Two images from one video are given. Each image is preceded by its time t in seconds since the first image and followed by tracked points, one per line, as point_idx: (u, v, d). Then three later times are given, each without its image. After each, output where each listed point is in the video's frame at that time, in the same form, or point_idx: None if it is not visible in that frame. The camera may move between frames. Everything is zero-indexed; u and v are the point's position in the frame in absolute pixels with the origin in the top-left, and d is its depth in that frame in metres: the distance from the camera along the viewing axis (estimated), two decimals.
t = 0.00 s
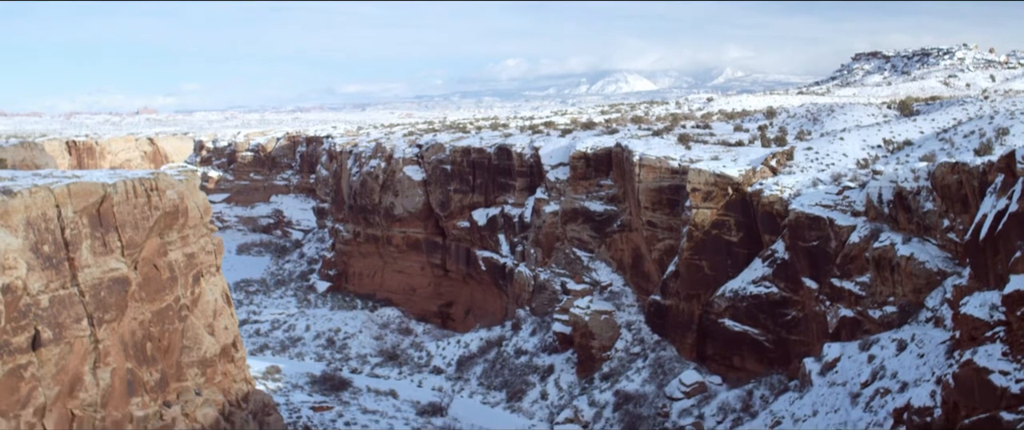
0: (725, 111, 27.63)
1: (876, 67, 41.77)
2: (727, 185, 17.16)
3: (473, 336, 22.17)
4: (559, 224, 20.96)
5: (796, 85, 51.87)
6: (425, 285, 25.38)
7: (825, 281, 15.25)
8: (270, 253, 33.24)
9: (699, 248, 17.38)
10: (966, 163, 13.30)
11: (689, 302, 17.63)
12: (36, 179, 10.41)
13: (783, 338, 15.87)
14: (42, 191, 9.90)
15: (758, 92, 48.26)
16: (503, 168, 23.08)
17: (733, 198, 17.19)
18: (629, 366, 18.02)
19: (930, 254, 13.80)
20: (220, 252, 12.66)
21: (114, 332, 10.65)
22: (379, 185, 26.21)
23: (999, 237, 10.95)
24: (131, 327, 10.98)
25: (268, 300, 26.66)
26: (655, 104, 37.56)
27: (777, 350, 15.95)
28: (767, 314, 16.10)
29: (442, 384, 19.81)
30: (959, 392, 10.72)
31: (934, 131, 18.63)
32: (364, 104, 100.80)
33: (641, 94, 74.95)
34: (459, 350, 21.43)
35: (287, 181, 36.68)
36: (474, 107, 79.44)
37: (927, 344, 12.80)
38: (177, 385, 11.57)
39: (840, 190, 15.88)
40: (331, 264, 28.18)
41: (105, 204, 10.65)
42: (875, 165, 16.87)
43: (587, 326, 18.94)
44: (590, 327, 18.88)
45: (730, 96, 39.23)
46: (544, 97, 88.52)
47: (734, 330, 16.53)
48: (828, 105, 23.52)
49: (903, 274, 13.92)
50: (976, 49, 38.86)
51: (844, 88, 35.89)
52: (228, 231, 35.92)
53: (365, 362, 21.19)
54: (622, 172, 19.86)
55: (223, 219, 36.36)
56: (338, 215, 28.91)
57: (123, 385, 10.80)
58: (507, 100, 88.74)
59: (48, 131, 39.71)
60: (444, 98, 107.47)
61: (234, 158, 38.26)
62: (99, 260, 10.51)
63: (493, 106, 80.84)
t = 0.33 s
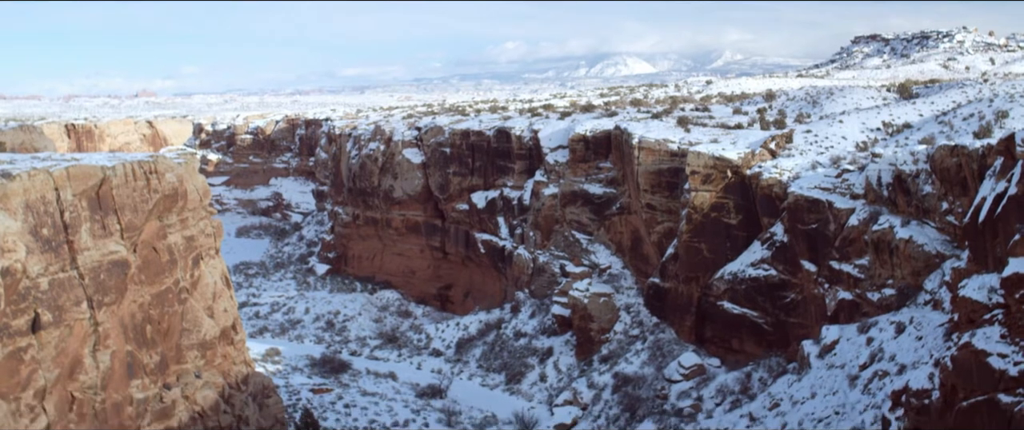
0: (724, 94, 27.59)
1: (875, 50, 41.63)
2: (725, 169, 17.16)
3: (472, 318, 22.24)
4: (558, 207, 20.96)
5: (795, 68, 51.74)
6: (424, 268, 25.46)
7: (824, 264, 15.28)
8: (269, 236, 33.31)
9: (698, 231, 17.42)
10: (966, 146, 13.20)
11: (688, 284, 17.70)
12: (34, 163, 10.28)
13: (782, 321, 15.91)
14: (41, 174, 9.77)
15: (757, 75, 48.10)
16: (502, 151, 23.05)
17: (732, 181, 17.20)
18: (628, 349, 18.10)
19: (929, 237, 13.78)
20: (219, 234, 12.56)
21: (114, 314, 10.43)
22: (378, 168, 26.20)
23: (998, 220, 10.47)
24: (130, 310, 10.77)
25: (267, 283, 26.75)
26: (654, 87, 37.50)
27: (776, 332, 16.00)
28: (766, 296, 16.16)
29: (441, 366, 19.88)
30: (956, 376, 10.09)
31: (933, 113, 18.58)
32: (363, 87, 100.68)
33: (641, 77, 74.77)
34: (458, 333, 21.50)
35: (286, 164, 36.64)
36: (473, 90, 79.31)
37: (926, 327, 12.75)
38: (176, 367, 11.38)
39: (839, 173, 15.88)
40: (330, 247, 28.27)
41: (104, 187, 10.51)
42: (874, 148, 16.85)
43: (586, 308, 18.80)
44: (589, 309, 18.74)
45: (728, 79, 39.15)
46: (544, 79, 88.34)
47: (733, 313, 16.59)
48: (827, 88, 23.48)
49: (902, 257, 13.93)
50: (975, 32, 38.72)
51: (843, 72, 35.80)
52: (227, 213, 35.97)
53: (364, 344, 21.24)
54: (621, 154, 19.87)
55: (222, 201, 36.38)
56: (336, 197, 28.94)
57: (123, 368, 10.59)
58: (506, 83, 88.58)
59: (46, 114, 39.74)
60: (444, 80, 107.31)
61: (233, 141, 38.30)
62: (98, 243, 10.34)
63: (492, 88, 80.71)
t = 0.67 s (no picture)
0: (722, 77, 27.52)
1: (874, 33, 41.44)
2: (724, 151, 17.13)
3: (470, 300, 22.30)
4: (557, 189, 20.95)
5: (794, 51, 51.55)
6: (423, 250, 25.51)
7: (822, 246, 15.30)
8: (268, 219, 33.35)
9: (696, 214, 17.44)
10: (964, 128, 12.96)
11: (686, 266, 17.74)
12: (32, 145, 10.06)
13: (780, 303, 15.94)
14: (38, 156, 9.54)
15: (756, 57, 47.93)
16: (501, 133, 23.01)
17: (730, 163, 17.18)
18: (626, 331, 18.16)
19: (927, 219, 13.75)
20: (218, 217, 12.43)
21: (112, 297, 10.33)
22: (376, 150, 26.18)
23: (997, 203, 10.41)
24: (129, 292, 10.67)
25: (266, 265, 26.82)
26: (652, 69, 37.36)
27: (774, 314, 16.03)
28: (764, 279, 16.18)
29: (440, 348, 19.95)
30: (955, 359, 10.02)
31: (932, 96, 18.52)
32: (362, 69, 100.40)
33: (641, 59, 74.51)
34: (457, 315, 21.57)
35: (286, 146, 36.58)
36: (472, 71, 79.09)
37: (923, 309, 12.77)
38: (175, 350, 11.29)
39: (838, 156, 15.86)
40: (328, 229, 28.31)
41: (102, 169, 10.31)
42: (872, 130, 16.81)
43: (584, 290, 18.96)
44: (587, 291, 18.90)
45: (727, 61, 39.03)
46: (543, 61, 88.04)
47: (731, 295, 16.63)
48: (825, 71, 23.41)
49: (901, 239, 13.92)
50: (974, 14, 38.54)
51: (842, 54, 35.67)
52: (225, 196, 36.01)
53: (362, 327, 21.30)
54: (619, 136, 19.85)
55: (221, 184, 36.38)
56: (335, 180, 28.96)
57: (123, 350, 10.51)
58: (506, 65, 88.29)
59: (45, 96, 39.69)
60: (443, 62, 106.97)
61: (232, 123, 38.27)
62: (97, 226, 10.20)
63: (491, 70, 80.47)
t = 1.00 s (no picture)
0: (720, 61, 27.42)
1: (873, 18, 41.26)
2: (723, 135, 17.12)
3: (468, 285, 22.35)
4: (555, 174, 20.95)
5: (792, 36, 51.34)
6: (421, 235, 25.53)
7: (820, 231, 15.32)
8: (266, 204, 33.36)
9: (695, 198, 17.46)
10: (963, 113, 12.96)
11: (684, 251, 17.77)
12: (29, 131, 10.00)
13: (778, 287, 15.96)
14: (36, 142, 9.46)
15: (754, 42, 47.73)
16: (499, 118, 22.97)
17: (729, 148, 17.17)
18: (625, 315, 18.21)
19: (925, 204, 13.75)
20: (217, 202, 12.39)
21: (111, 281, 10.28)
22: (375, 135, 26.16)
23: (995, 188, 10.37)
24: (127, 277, 10.61)
25: (264, 250, 26.85)
26: (650, 54, 37.22)
27: (772, 299, 16.05)
28: (762, 263, 16.19)
29: (438, 333, 20.00)
30: (953, 343, 10.02)
31: (931, 81, 18.46)
32: (361, 53, 100.08)
33: (639, 44, 74.23)
34: (455, 300, 21.62)
35: (283, 131, 36.72)
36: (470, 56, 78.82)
37: (921, 293, 12.78)
38: (174, 335, 11.25)
39: (836, 140, 15.87)
40: (326, 214, 28.33)
41: (100, 155, 10.25)
42: (871, 115, 16.78)
43: (583, 274, 19.02)
44: (585, 275, 18.95)
45: (725, 46, 38.86)
46: (542, 46, 87.70)
47: (729, 279, 16.64)
48: (824, 55, 23.34)
49: (898, 224, 13.93)
50: None
51: (840, 39, 35.52)
52: (223, 181, 36.00)
53: (361, 311, 21.34)
54: (617, 121, 19.82)
55: (219, 169, 36.36)
56: (332, 165, 28.96)
57: (121, 334, 10.47)
58: (504, 49, 87.96)
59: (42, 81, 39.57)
60: (442, 46, 106.58)
61: (229, 108, 38.18)
62: (95, 211, 10.15)
63: (489, 55, 80.20)
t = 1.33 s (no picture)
0: (719, 48, 27.34)
1: (871, 5, 41.10)
2: (721, 122, 17.12)
3: (467, 271, 22.41)
4: (553, 161, 20.95)
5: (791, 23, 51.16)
6: (419, 222, 25.57)
7: (818, 218, 15.32)
8: (264, 191, 33.38)
9: (693, 185, 17.48)
10: (961, 100, 13.05)
11: (682, 238, 17.80)
12: (26, 118, 9.93)
13: (776, 274, 15.99)
14: (33, 129, 9.38)
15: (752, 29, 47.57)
16: (497, 105, 22.93)
17: (727, 135, 17.17)
18: (623, 302, 18.25)
19: (922, 190, 13.74)
20: (214, 189, 12.38)
21: (108, 269, 10.24)
22: (373, 122, 26.14)
23: (993, 174, 10.32)
24: (126, 264, 10.58)
25: (263, 237, 26.88)
26: (649, 41, 37.11)
27: (769, 285, 16.08)
28: (760, 250, 16.22)
29: (437, 320, 20.06)
30: (951, 330, 9.97)
31: (928, 67, 18.43)
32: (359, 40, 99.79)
33: (638, 30, 74.02)
34: (453, 287, 21.68)
35: (281, 118, 36.73)
36: (468, 43, 78.60)
37: (918, 280, 12.80)
38: (172, 322, 11.24)
39: (834, 127, 15.87)
40: (325, 201, 28.36)
41: (98, 142, 10.20)
42: (869, 102, 16.75)
43: (581, 260, 19.07)
44: (583, 262, 19.01)
45: (722, 33, 38.77)
46: (541, 33, 87.44)
47: (727, 266, 16.67)
48: (822, 42, 23.27)
49: (896, 211, 13.93)
50: None
51: (839, 26, 35.41)
52: (221, 169, 36.00)
53: (359, 298, 21.40)
54: (615, 108, 19.80)
55: (217, 156, 36.37)
56: (331, 152, 28.94)
57: (119, 321, 10.42)
58: (502, 36, 87.70)
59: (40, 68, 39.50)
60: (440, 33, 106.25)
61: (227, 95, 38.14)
62: (93, 199, 10.10)
63: (488, 42, 79.99)
